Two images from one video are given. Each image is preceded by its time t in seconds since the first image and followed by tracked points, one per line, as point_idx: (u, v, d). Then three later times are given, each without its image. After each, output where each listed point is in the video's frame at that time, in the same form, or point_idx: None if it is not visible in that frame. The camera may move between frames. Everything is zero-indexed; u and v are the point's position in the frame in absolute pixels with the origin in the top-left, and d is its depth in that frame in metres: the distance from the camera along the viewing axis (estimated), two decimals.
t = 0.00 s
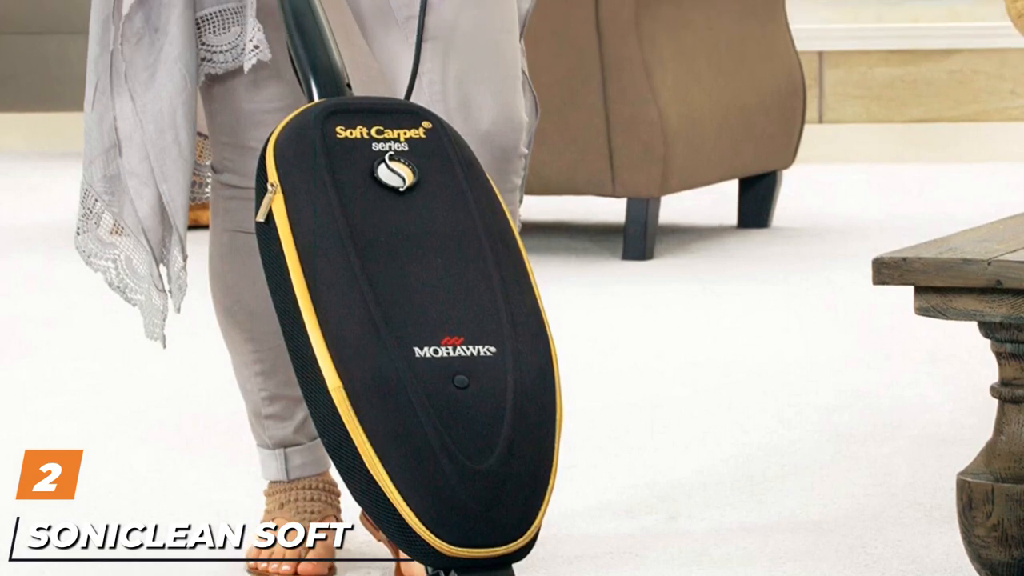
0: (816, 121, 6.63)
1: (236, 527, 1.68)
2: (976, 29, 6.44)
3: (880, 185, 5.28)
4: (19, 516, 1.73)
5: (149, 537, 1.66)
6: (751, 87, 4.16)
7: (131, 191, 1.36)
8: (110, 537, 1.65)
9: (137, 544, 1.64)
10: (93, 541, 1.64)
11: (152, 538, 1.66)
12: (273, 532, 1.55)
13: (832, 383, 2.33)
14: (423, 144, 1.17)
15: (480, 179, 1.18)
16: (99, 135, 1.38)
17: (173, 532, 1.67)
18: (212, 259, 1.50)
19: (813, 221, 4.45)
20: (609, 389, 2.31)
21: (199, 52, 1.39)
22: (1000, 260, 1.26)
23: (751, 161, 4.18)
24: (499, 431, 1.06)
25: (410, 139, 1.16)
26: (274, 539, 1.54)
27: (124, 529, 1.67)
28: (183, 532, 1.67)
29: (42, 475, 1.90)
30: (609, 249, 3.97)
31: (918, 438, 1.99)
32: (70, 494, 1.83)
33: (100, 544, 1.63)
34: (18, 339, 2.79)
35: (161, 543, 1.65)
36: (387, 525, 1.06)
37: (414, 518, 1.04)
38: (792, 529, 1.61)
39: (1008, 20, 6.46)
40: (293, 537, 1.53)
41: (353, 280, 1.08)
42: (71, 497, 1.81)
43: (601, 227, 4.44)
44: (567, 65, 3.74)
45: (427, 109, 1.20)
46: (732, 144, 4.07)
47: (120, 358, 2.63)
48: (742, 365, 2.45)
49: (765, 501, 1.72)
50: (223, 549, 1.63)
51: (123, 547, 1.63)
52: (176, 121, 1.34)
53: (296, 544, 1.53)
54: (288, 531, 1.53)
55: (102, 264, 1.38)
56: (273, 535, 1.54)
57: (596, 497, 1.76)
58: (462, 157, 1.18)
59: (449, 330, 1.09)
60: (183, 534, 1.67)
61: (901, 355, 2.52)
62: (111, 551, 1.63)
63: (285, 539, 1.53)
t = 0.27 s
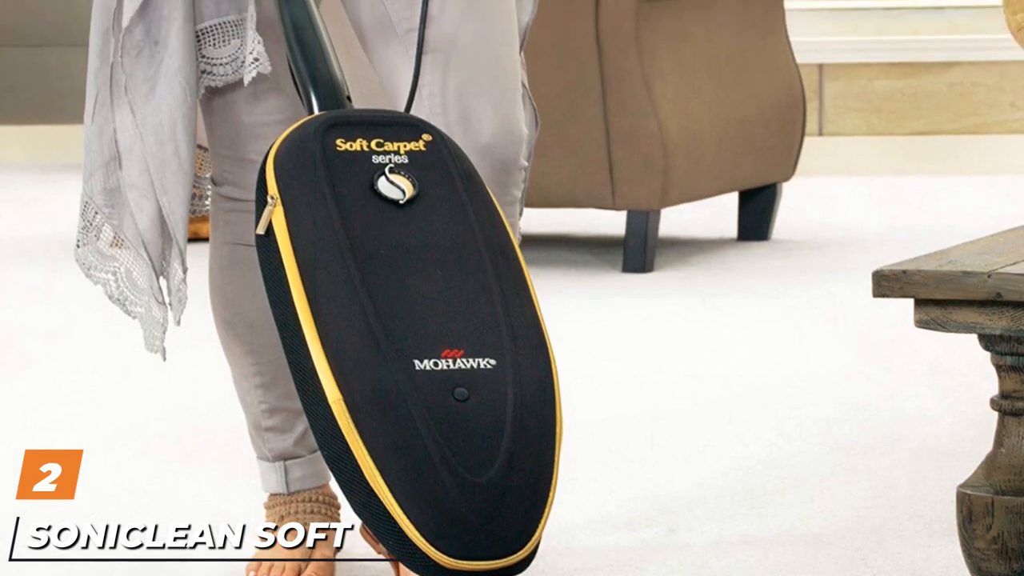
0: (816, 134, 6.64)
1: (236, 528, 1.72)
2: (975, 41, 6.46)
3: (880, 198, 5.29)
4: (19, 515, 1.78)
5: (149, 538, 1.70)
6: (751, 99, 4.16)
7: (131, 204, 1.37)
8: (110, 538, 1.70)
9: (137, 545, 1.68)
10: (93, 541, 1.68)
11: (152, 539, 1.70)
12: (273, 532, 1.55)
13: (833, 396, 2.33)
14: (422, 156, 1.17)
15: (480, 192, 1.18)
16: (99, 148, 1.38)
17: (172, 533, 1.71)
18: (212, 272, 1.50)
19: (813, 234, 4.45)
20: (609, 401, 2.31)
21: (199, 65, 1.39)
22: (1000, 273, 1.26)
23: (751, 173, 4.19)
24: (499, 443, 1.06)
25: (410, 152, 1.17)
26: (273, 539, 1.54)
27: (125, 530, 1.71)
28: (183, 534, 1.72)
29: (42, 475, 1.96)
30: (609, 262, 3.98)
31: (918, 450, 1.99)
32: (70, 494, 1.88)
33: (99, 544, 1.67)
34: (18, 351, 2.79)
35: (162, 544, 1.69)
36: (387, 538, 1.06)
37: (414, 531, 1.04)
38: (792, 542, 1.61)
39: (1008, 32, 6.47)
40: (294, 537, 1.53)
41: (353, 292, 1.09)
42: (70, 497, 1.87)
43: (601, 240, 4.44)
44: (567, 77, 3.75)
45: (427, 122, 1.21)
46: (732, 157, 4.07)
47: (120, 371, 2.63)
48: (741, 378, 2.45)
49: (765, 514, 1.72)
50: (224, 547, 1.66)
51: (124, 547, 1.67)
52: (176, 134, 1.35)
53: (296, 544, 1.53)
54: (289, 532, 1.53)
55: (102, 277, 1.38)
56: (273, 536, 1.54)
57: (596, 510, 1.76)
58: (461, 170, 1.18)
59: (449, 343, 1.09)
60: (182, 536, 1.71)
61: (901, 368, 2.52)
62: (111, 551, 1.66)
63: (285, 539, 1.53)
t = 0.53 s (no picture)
0: (815, 146, 6.67)
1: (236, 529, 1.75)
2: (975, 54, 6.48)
3: (880, 211, 5.29)
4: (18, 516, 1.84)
5: (148, 537, 1.74)
6: (752, 111, 4.15)
7: (131, 217, 1.37)
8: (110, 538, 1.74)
9: (136, 544, 1.72)
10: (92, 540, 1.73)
11: (151, 539, 1.74)
12: (273, 532, 1.54)
13: (832, 408, 2.32)
14: (423, 169, 1.17)
15: (480, 204, 1.18)
16: (99, 160, 1.39)
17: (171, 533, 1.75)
18: (212, 284, 1.50)
19: (813, 246, 4.45)
20: (609, 414, 2.31)
21: (200, 77, 1.39)
22: (1000, 285, 1.26)
23: (751, 186, 4.19)
24: (499, 456, 1.06)
25: (410, 165, 1.17)
26: (273, 539, 1.54)
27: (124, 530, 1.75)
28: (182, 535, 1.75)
29: (43, 486, 1.97)
30: (609, 274, 3.98)
31: (918, 462, 1.99)
32: (71, 495, 1.93)
33: (98, 544, 1.72)
34: (18, 364, 2.78)
35: (160, 543, 1.73)
36: (388, 549, 1.06)
37: (414, 543, 1.05)
38: (792, 554, 1.61)
39: (1007, 45, 6.49)
40: (294, 537, 1.53)
41: (353, 305, 1.09)
42: (70, 497, 1.92)
43: (601, 252, 4.44)
44: (567, 90, 3.76)
45: (428, 134, 1.21)
46: (731, 169, 4.08)
47: (120, 384, 2.63)
48: (742, 390, 2.45)
49: (765, 526, 1.72)
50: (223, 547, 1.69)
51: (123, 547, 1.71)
52: (176, 146, 1.35)
53: (296, 544, 1.53)
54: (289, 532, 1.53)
55: (102, 289, 1.38)
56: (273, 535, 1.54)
57: (596, 522, 1.76)
58: (462, 183, 1.18)
59: (449, 355, 1.09)
60: (182, 536, 1.74)
61: (901, 381, 2.52)
62: (111, 550, 1.71)
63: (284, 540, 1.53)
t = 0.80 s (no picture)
0: (815, 159, 6.65)
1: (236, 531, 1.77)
2: (976, 67, 6.49)
3: (880, 223, 5.29)
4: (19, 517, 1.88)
5: (149, 538, 1.76)
6: (751, 124, 4.16)
7: (131, 229, 1.37)
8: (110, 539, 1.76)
9: (138, 545, 1.74)
10: (92, 542, 1.74)
11: (152, 540, 1.76)
12: (272, 532, 1.54)
13: (832, 421, 2.32)
14: (423, 182, 1.18)
15: (480, 217, 1.18)
16: (99, 173, 1.39)
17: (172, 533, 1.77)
18: (212, 297, 1.50)
19: (813, 259, 4.45)
20: (609, 427, 2.31)
21: (200, 90, 1.39)
22: (1000, 298, 1.29)
23: (751, 199, 4.19)
24: (499, 468, 1.07)
25: (410, 178, 1.17)
26: (272, 538, 1.54)
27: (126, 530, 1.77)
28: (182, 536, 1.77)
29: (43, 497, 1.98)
30: (609, 287, 3.98)
31: (918, 475, 1.99)
32: (72, 494, 1.99)
33: (101, 544, 1.74)
34: (18, 377, 2.78)
35: (160, 544, 1.75)
36: (387, 562, 1.07)
37: (414, 556, 1.05)
38: (792, 567, 1.61)
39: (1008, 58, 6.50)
40: (295, 537, 1.53)
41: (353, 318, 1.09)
42: (69, 496, 1.98)
43: (602, 265, 4.44)
44: (567, 102, 3.76)
45: (428, 147, 1.21)
46: (731, 183, 4.08)
47: (120, 397, 2.63)
48: (742, 403, 2.45)
49: (765, 539, 1.72)
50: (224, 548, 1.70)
51: (124, 547, 1.73)
52: (176, 159, 1.35)
53: (296, 544, 1.52)
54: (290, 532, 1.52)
55: (102, 302, 1.39)
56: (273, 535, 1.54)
57: (596, 535, 1.76)
58: (462, 196, 1.18)
59: (449, 368, 1.09)
60: (182, 536, 1.76)
61: (901, 393, 2.52)
62: (111, 550, 1.72)
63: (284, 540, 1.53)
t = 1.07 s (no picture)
0: (815, 171, 6.67)
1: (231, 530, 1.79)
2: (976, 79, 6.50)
3: (880, 236, 5.29)
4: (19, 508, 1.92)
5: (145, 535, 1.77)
6: (751, 137, 4.16)
7: (131, 242, 1.37)
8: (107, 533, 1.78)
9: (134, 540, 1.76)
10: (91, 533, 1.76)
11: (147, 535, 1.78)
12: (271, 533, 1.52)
13: (832, 433, 2.32)
14: (423, 195, 1.18)
15: (480, 229, 1.18)
16: (99, 186, 1.39)
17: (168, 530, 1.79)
18: (212, 309, 1.50)
19: (813, 271, 4.45)
20: (609, 439, 2.31)
21: (200, 103, 1.40)
22: (1000, 311, 1.32)
23: (751, 212, 4.19)
24: (499, 481, 1.07)
25: (410, 191, 1.17)
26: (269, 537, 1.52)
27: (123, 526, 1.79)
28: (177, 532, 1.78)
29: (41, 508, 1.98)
30: (609, 299, 3.98)
31: (918, 487, 1.98)
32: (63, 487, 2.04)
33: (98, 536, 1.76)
34: (18, 390, 2.78)
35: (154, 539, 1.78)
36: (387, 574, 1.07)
37: (414, 569, 1.05)
38: None
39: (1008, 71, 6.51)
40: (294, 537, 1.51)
41: (353, 331, 1.09)
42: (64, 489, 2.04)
43: (602, 278, 4.44)
44: (567, 115, 3.77)
45: (427, 160, 1.21)
46: (731, 196, 4.08)
47: (120, 410, 2.63)
48: (742, 415, 2.45)
49: (765, 552, 1.72)
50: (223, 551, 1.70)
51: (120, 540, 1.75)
52: (176, 171, 1.36)
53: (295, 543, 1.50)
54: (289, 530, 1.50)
55: (102, 314, 1.39)
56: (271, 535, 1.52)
57: (596, 547, 1.76)
58: (462, 208, 1.18)
59: (449, 381, 1.09)
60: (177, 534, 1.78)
61: (901, 406, 2.52)
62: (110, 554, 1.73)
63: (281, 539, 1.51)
